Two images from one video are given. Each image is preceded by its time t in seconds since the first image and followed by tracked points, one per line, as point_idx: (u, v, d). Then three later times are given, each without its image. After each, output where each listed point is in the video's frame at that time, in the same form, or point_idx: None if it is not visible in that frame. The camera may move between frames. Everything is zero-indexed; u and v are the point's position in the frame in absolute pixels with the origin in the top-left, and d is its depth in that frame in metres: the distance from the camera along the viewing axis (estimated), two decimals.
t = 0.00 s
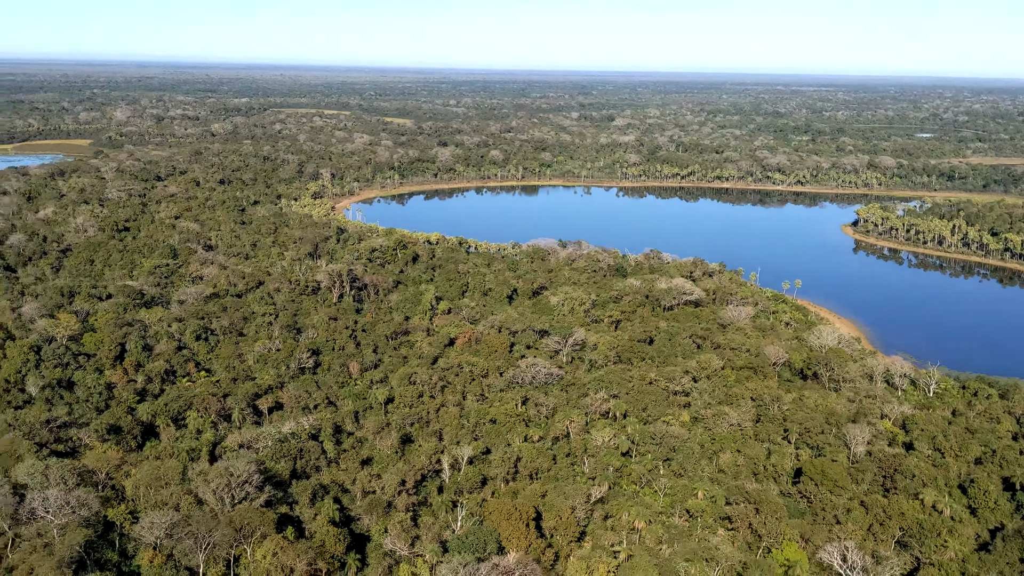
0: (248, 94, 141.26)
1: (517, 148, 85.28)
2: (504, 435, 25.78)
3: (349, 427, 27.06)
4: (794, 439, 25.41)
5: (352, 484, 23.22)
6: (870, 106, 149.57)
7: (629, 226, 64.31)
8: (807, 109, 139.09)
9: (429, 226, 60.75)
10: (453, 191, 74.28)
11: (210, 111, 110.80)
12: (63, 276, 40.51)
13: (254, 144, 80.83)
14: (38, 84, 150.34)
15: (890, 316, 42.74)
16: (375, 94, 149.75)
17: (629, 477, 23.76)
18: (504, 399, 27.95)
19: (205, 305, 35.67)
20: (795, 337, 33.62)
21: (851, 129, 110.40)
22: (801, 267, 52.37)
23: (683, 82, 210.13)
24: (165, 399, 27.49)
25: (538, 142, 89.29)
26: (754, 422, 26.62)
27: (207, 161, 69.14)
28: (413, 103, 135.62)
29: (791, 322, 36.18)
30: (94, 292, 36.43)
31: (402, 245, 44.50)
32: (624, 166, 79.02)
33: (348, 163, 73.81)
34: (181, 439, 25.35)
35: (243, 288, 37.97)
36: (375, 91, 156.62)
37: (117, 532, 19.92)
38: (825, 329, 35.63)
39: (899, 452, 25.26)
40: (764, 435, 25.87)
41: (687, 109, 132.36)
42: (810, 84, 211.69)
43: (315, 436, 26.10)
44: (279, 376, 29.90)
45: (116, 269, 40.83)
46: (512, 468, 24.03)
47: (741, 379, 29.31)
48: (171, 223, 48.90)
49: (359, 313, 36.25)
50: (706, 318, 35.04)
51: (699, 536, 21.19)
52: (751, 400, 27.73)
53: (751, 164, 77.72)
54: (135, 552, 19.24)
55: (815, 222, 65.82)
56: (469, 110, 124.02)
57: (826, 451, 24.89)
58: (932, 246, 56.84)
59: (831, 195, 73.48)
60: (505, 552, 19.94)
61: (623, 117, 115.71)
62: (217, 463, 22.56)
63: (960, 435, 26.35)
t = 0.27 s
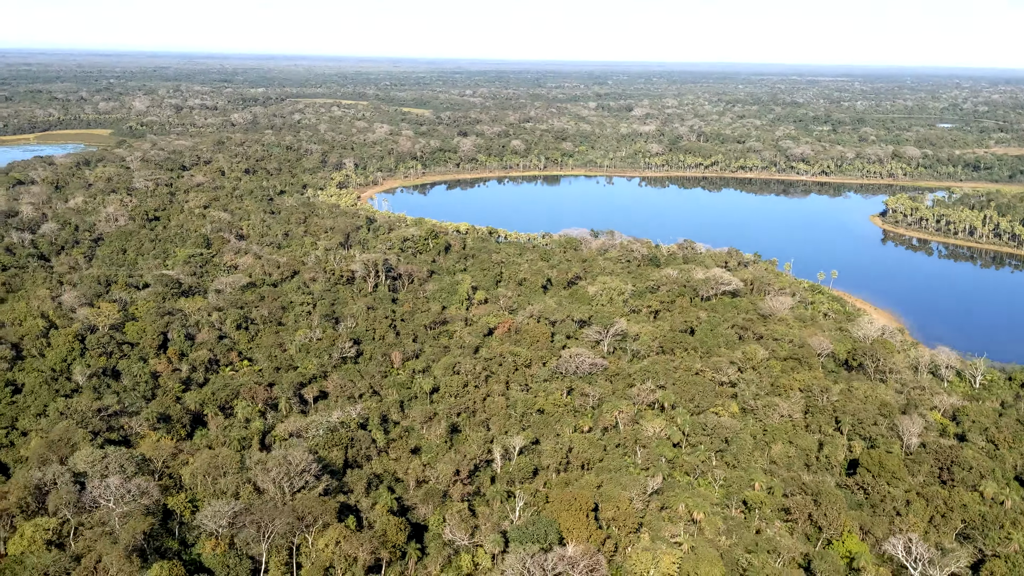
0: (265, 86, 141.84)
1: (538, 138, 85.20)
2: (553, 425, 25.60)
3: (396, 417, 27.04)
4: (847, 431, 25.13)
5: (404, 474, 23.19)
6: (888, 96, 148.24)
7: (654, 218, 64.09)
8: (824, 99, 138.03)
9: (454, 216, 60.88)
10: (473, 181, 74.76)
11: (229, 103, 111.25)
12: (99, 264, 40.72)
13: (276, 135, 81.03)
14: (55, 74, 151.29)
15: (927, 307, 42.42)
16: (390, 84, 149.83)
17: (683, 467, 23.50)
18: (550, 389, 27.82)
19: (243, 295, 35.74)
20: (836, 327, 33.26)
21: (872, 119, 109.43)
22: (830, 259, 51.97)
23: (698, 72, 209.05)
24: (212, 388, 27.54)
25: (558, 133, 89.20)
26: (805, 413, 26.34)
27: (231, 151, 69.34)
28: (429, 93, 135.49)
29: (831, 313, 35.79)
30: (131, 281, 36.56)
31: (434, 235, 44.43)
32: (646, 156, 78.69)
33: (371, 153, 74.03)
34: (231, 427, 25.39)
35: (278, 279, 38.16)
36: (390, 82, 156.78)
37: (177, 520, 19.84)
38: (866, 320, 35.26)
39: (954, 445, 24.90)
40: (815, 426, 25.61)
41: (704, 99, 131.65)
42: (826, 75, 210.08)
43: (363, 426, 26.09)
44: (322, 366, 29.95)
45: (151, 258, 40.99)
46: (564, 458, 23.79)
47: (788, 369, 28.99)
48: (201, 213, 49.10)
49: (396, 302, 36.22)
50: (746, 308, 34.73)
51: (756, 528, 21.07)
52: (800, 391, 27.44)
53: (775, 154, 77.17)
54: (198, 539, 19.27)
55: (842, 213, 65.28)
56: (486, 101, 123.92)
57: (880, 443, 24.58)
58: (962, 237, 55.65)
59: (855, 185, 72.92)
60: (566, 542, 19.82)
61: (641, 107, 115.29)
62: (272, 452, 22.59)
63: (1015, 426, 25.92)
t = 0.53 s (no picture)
0: (273, 83, 141.99)
1: (551, 136, 85.07)
2: (596, 423, 25.45)
3: (435, 415, 26.86)
4: (893, 429, 24.95)
5: (450, 471, 23.00)
6: (897, 94, 148.00)
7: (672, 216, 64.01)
8: (834, 97, 137.84)
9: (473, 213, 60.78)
10: (488, 178, 74.52)
11: (240, 101, 111.33)
12: (125, 261, 40.68)
13: (290, 132, 81.03)
14: (64, 72, 151.96)
15: (955, 305, 42.32)
16: (398, 82, 149.88)
17: (730, 465, 23.33)
18: (590, 386, 27.65)
19: (272, 292, 35.63)
20: (871, 326, 33.09)
21: (884, 117, 109.17)
22: (852, 257, 51.64)
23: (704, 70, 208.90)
24: (250, 385, 27.40)
25: (572, 130, 89.04)
26: (848, 412, 26.17)
27: (247, 149, 69.34)
28: (438, 91, 135.48)
29: (863, 311, 35.64)
30: (160, 278, 36.53)
31: (458, 232, 44.32)
32: (661, 154, 78.53)
33: (386, 151, 73.91)
34: (272, 425, 25.24)
35: (306, 276, 38.06)
36: (398, 80, 156.85)
37: (228, 518, 19.71)
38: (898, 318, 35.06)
39: (1001, 443, 24.68)
40: (860, 425, 25.45)
41: (714, 97, 131.54)
42: (833, 73, 209.83)
43: (403, 424, 25.93)
44: (357, 363, 29.81)
45: (177, 255, 40.96)
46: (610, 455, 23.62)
47: (827, 367, 28.84)
48: (224, 211, 49.09)
49: (426, 300, 36.04)
50: (779, 305, 34.57)
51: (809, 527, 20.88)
52: (841, 390, 27.29)
53: (790, 152, 76.96)
54: (251, 537, 19.11)
55: (860, 211, 65.10)
56: (496, 99, 123.81)
57: (927, 442, 24.38)
58: (984, 234, 55.23)
59: (871, 183, 72.73)
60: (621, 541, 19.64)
61: (652, 105, 115.15)
62: (318, 450, 22.45)
63: None
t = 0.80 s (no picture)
0: (281, 82, 142.17)
1: (565, 134, 84.89)
2: (638, 422, 25.33)
3: (475, 412, 26.71)
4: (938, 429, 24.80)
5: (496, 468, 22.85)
6: (906, 93, 147.65)
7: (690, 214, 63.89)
8: (843, 96, 137.54)
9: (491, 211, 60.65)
10: (501, 176, 73.93)
11: (250, 99, 111.42)
12: (151, 259, 40.72)
13: (303, 131, 81.00)
14: (73, 71, 152.84)
15: (982, 306, 42.20)
16: (406, 81, 149.79)
17: (776, 465, 23.24)
18: (628, 385, 27.52)
19: (302, 290, 35.58)
20: (905, 326, 32.95)
21: (896, 116, 108.87)
22: (874, 257, 51.45)
23: (711, 69, 208.66)
24: (289, 383, 27.33)
25: (584, 129, 88.88)
26: (891, 411, 26.06)
27: (263, 148, 69.33)
28: (446, 90, 135.48)
29: (894, 311, 35.47)
30: (189, 276, 36.52)
31: (482, 230, 44.20)
32: (676, 152, 78.33)
33: (400, 149, 73.77)
34: (313, 423, 25.16)
35: (334, 274, 37.99)
36: (406, 78, 156.87)
37: (279, 516, 19.61)
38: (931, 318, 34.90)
39: None
40: (903, 425, 25.31)
41: (723, 96, 131.37)
42: (840, 71, 209.45)
43: (444, 422, 25.82)
44: (392, 361, 29.67)
45: (202, 253, 40.98)
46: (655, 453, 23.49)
47: (865, 367, 28.74)
48: (245, 210, 49.15)
49: (456, 297, 35.89)
50: (810, 304, 34.46)
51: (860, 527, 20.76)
52: (882, 390, 27.18)
53: (806, 151, 76.74)
54: (305, 535, 18.99)
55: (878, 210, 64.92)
56: (505, 98, 123.66)
57: (974, 441, 24.21)
58: (1006, 233, 54.81)
59: (888, 182, 72.46)
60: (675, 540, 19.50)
61: (662, 103, 114.96)
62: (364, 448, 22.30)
63: None
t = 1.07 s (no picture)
0: (286, 81, 142.01)
1: (575, 133, 84.74)
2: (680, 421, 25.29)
3: (513, 411, 26.53)
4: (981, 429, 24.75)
5: (542, 467, 22.77)
6: (912, 92, 147.61)
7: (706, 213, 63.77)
8: (849, 95, 137.43)
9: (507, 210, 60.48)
10: (514, 175, 73.68)
11: (257, 98, 111.22)
12: (174, 259, 40.69)
13: (314, 130, 80.84)
14: (78, 71, 152.99)
15: (1007, 304, 42.14)
16: (411, 80, 149.53)
17: (821, 466, 23.28)
18: (667, 384, 27.47)
19: (329, 288, 35.51)
20: (936, 326, 32.94)
21: (904, 115, 108.83)
22: (894, 255, 51.38)
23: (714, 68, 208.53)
24: (325, 382, 27.25)
25: (595, 128, 88.73)
26: (931, 411, 26.06)
27: (275, 147, 69.21)
28: (452, 89, 135.27)
29: (923, 310, 35.45)
30: (215, 275, 36.45)
31: (504, 229, 44.09)
32: (688, 151, 78.20)
33: (412, 148, 73.57)
34: (353, 422, 25.10)
35: (359, 273, 37.89)
36: (411, 77, 156.63)
37: (332, 516, 19.55)
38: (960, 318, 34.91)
39: None
40: (946, 425, 25.31)
41: (729, 95, 131.28)
42: (842, 70, 209.49)
43: (484, 421, 25.76)
44: (426, 360, 29.56)
45: (225, 253, 40.91)
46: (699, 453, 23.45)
47: (902, 367, 28.75)
48: (264, 209, 49.10)
49: (483, 296, 35.73)
50: (840, 304, 34.46)
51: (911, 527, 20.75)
52: (921, 390, 27.18)
53: (818, 150, 76.68)
54: (358, 535, 18.94)
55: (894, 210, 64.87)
56: (512, 97, 123.45)
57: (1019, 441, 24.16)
58: None
59: (901, 181, 72.45)
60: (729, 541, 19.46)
61: (670, 102, 114.78)
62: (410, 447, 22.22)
63: None
